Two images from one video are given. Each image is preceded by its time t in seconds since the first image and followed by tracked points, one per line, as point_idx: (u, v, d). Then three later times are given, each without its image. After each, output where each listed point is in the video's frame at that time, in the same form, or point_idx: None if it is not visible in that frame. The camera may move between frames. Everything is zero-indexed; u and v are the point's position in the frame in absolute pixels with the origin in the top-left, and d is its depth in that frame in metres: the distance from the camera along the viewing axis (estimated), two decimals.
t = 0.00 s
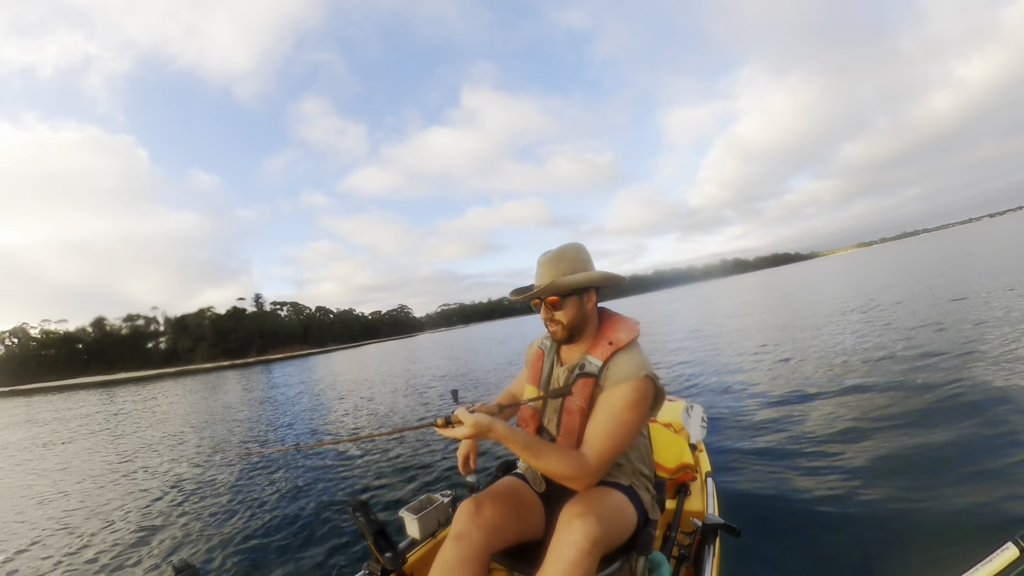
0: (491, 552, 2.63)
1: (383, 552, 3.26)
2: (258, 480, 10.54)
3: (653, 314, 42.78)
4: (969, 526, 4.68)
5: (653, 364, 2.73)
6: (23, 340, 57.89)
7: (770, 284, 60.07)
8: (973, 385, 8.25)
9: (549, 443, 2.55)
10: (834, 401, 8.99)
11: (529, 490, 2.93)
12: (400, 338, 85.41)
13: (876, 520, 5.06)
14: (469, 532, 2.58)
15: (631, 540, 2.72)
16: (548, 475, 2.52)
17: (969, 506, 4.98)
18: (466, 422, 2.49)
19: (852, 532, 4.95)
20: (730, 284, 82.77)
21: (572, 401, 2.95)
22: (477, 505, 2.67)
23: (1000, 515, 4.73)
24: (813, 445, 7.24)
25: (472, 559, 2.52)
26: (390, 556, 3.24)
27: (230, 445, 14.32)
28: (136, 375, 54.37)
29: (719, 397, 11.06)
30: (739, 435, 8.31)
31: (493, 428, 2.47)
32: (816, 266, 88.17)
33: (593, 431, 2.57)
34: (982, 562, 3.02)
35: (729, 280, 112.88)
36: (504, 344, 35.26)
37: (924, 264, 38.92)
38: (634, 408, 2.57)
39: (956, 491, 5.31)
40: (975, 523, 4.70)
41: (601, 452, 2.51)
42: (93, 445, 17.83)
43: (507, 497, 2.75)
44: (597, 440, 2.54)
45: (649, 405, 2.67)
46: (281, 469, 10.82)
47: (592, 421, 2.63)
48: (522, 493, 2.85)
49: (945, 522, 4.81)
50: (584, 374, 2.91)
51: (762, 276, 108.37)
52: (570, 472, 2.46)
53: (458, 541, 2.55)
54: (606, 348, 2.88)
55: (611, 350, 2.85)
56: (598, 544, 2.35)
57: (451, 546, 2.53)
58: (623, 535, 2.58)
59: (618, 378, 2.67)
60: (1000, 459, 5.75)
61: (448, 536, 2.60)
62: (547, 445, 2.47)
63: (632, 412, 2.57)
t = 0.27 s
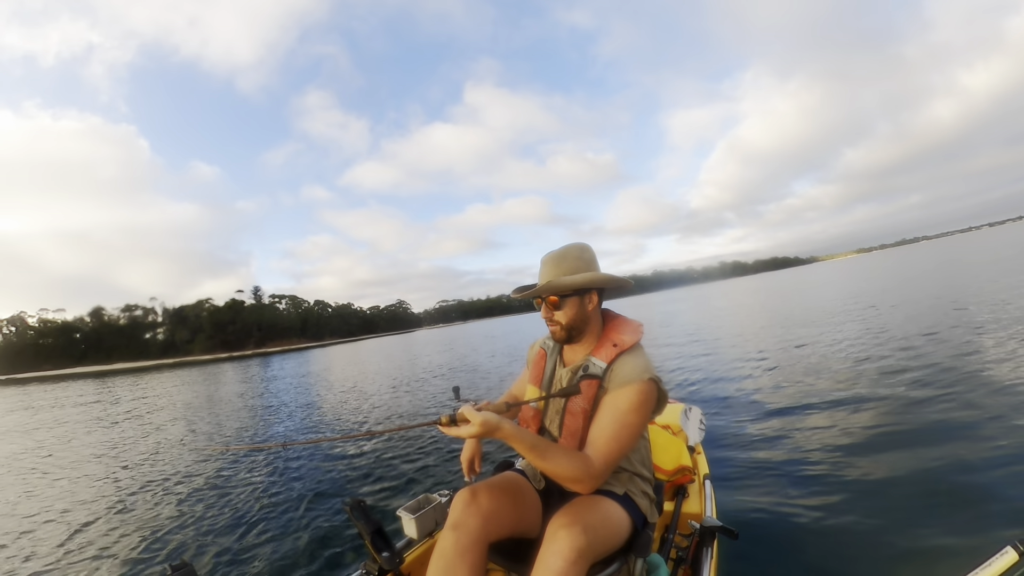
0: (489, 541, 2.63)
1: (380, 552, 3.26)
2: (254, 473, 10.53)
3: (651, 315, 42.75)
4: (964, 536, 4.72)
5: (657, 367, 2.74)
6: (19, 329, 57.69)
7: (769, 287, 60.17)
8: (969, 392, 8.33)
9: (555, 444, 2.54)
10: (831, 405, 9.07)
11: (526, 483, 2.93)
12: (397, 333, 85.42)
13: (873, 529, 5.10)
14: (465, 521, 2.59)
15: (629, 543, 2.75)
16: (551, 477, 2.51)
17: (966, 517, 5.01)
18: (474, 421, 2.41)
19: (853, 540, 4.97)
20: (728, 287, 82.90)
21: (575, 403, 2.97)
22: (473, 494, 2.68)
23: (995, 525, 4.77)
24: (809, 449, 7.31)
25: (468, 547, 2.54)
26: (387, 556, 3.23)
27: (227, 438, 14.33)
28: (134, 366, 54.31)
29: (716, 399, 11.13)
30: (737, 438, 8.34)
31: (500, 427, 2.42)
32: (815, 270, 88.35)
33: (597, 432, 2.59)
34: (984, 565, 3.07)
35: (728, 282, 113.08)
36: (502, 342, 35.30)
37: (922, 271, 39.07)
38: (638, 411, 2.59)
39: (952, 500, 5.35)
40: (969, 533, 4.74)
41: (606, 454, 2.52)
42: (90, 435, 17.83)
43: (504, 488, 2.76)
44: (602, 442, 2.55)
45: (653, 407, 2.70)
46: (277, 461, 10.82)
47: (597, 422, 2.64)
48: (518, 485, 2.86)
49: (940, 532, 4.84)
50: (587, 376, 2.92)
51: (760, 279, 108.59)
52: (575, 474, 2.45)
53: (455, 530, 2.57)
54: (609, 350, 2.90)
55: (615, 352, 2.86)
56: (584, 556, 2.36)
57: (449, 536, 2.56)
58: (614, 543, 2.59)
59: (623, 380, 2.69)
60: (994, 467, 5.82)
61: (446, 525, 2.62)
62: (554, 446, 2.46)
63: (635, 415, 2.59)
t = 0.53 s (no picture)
0: (494, 554, 2.66)
1: (384, 556, 3.26)
2: (253, 471, 10.47)
3: (650, 315, 42.81)
4: (966, 532, 4.77)
5: (661, 367, 2.77)
6: (19, 323, 57.67)
7: (767, 289, 60.29)
8: (971, 394, 8.33)
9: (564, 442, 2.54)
10: (833, 405, 9.07)
11: (530, 491, 2.95)
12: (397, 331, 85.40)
13: (877, 523, 5.14)
14: (470, 535, 2.60)
15: (634, 542, 2.76)
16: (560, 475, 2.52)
17: (967, 513, 5.07)
18: (486, 416, 2.40)
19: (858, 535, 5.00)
20: (728, 288, 82.89)
21: (580, 401, 2.96)
22: (478, 508, 2.69)
23: (997, 523, 4.83)
24: (811, 447, 7.30)
25: (472, 561, 2.56)
26: (390, 560, 3.24)
27: (226, 434, 14.26)
28: (132, 361, 54.24)
29: (718, 399, 11.13)
30: (738, 437, 8.37)
31: (511, 424, 2.41)
32: (815, 273, 88.39)
33: (604, 431, 2.61)
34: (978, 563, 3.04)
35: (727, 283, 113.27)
36: (503, 341, 35.29)
37: (921, 274, 39.22)
38: (643, 410, 2.62)
39: (954, 497, 5.39)
40: (972, 529, 4.79)
41: (614, 452, 2.55)
42: (88, 430, 17.75)
43: (507, 498, 2.76)
44: (609, 440, 2.58)
45: (657, 406, 2.72)
46: (277, 459, 10.77)
47: (603, 421, 2.66)
48: (523, 493, 2.87)
49: (943, 527, 4.89)
50: (593, 374, 2.91)
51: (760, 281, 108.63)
52: (584, 471, 2.46)
53: (459, 545, 2.59)
54: (614, 349, 2.90)
55: (620, 351, 2.88)
56: (597, 553, 2.37)
57: (454, 551, 2.58)
58: (623, 540, 2.60)
59: (630, 378, 2.71)
60: (997, 466, 5.82)
61: (451, 540, 2.64)
62: (564, 443, 2.46)
63: (640, 413, 2.61)
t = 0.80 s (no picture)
0: (504, 564, 2.66)
1: (389, 558, 3.26)
2: (255, 471, 10.43)
3: (649, 315, 42.85)
4: (967, 532, 4.80)
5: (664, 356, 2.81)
6: (18, 323, 57.69)
7: (766, 289, 60.37)
8: (972, 394, 8.34)
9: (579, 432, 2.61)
10: (834, 406, 9.09)
11: (537, 496, 2.96)
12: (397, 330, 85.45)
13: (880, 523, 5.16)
14: (480, 547, 2.60)
15: (638, 540, 2.75)
16: (575, 465, 2.56)
17: (969, 512, 5.10)
18: (501, 408, 2.45)
19: (863, 535, 5.02)
20: (728, 288, 82.91)
21: (589, 394, 2.93)
22: (488, 518, 2.70)
23: (998, 522, 4.85)
24: (812, 448, 7.33)
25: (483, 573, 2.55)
26: (396, 561, 3.24)
27: (227, 434, 14.22)
28: (132, 360, 54.22)
29: (718, 399, 11.15)
30: (739, 438, 8.38)
31: (526, 414, 2.46)
32: (815, 272, 88.53)
33: (615, 419, 2.65)
34: (980, 563, 3.08)
35: (726, 283, 113.39)
36: (503, 341, 35.31)
37: (919, 275, 39.33)
38: (650, 397, 2.65)
39: (955, 496, 5.42)
40: (974, 529, 4.81)
41: (627, 439, 2.58)
42: (88, 430, 17.69)
43: (515, 506, 2.79)
44: (621, 428, 2.62)
45: (663, 395, 2.75)
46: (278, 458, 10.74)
47: (613, 411, 2.69)
48: (531, 499, 2.90)
49: (946, 527, 4.92)
50: (599, 367, 2.89)
51: (760, 280, 108.67)
52: (600, 457, 2.52)
53: (469, 556, 2.58)
54: (617, 341, 2.92)
55: (623, 343, 2.89)
56: (596, 545, 2.37)
57: (464, 561, 2.56)
58: (625, 536, 2.60)
59: (636, 369, 2.72)
60: (997, 466, 5.84)
61: (459, 551, 2.63)
62: (579, 432, 2.53)
63: (648, 400, 2.65)
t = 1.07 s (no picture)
0: (512, 553, 2.66)
1: (395, 563, 3.27)
2: (258, 477, 10.42)
3: (651, 314, 42.79)
4: (975, 527, 4.77)
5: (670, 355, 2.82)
6: (19, 332, 57.69)
7: (767, 286, 60.30)
8: (977, 388, 8.31)
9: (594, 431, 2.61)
10: (837, 402, 9.06)
11: (546, 490, 2.95)
12: (398, 334, 85.40)
13: (885, 521, 5.14)
14: (489, 535, 2.59)
15: (645, 542, 2.75)
16: (590, 463, 2.55)
17: (974, 508, 5.08)
18: (519, 404, 2.47)
19: (868, 532, 5.00)
20: (729, 286, 82.82)
21: (598, 394, 2.93)
22: (497, 506, 2.69)
23: (1005, 516, 4.83)
24: (817, 445, 7.31)
25: (492, 561, 2.55)
26: (401, 567, 3.24)
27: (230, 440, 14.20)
28: (134, 367, 54.23)
29: (721, 397, 11.13)
30: (743, 436, 8.36)
31: (544, 411, 2.50)
32: (816, 269, 88.38)
33: (626, 418, 2.65)
34: (981, 563, 3.03)
35: (727, 281, 113.32)
36: (504, 342, 35.29)
37: (921, 269, 39.20)
38: (658, 396, 2.66)
39: (961, 492, 5.39)
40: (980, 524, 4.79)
41: (639, 438, 2.59)
42: (91, 438, 17.69)
43: (525, 496, 2.78)
44: (632, 427, 2.62)
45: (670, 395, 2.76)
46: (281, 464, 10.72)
47: (623, 411, 2.70)
48: (539, 491, 2.88)
49: (951, 523, 4.89)
50: (606, 368, 2.88)
51: (761, 278, 108.57)
52: (617, 455, 2.52)
53: (478, 545, 2.57)
54: (622, 341, 2.91)
55: (628, 343, 2.89)
56: (592, 560, 2.36)
57: (473, 551, 2.56)
58: (626, 545, 2.59)
59: (643, 368, 2.73)
60: (1004, 461, 5.81)
61: (468, 540, 2.62)
62: (595, 431, 2.53)
63: (657, 398, 2.66)
